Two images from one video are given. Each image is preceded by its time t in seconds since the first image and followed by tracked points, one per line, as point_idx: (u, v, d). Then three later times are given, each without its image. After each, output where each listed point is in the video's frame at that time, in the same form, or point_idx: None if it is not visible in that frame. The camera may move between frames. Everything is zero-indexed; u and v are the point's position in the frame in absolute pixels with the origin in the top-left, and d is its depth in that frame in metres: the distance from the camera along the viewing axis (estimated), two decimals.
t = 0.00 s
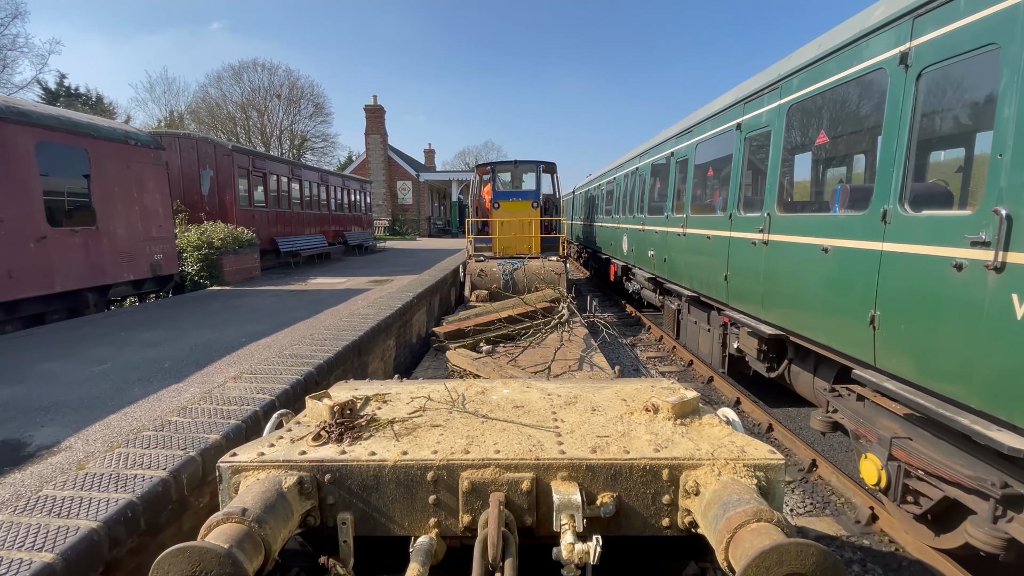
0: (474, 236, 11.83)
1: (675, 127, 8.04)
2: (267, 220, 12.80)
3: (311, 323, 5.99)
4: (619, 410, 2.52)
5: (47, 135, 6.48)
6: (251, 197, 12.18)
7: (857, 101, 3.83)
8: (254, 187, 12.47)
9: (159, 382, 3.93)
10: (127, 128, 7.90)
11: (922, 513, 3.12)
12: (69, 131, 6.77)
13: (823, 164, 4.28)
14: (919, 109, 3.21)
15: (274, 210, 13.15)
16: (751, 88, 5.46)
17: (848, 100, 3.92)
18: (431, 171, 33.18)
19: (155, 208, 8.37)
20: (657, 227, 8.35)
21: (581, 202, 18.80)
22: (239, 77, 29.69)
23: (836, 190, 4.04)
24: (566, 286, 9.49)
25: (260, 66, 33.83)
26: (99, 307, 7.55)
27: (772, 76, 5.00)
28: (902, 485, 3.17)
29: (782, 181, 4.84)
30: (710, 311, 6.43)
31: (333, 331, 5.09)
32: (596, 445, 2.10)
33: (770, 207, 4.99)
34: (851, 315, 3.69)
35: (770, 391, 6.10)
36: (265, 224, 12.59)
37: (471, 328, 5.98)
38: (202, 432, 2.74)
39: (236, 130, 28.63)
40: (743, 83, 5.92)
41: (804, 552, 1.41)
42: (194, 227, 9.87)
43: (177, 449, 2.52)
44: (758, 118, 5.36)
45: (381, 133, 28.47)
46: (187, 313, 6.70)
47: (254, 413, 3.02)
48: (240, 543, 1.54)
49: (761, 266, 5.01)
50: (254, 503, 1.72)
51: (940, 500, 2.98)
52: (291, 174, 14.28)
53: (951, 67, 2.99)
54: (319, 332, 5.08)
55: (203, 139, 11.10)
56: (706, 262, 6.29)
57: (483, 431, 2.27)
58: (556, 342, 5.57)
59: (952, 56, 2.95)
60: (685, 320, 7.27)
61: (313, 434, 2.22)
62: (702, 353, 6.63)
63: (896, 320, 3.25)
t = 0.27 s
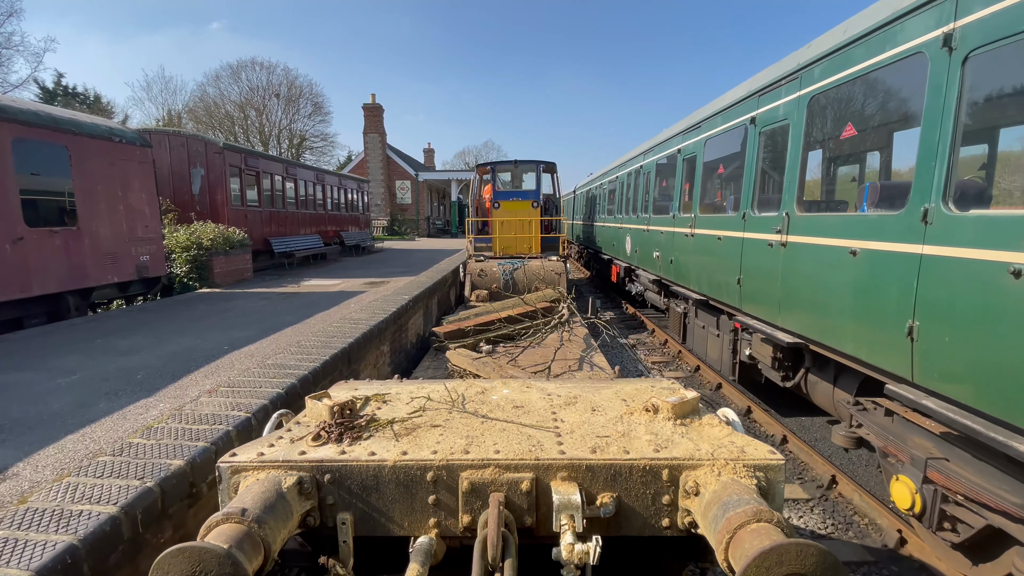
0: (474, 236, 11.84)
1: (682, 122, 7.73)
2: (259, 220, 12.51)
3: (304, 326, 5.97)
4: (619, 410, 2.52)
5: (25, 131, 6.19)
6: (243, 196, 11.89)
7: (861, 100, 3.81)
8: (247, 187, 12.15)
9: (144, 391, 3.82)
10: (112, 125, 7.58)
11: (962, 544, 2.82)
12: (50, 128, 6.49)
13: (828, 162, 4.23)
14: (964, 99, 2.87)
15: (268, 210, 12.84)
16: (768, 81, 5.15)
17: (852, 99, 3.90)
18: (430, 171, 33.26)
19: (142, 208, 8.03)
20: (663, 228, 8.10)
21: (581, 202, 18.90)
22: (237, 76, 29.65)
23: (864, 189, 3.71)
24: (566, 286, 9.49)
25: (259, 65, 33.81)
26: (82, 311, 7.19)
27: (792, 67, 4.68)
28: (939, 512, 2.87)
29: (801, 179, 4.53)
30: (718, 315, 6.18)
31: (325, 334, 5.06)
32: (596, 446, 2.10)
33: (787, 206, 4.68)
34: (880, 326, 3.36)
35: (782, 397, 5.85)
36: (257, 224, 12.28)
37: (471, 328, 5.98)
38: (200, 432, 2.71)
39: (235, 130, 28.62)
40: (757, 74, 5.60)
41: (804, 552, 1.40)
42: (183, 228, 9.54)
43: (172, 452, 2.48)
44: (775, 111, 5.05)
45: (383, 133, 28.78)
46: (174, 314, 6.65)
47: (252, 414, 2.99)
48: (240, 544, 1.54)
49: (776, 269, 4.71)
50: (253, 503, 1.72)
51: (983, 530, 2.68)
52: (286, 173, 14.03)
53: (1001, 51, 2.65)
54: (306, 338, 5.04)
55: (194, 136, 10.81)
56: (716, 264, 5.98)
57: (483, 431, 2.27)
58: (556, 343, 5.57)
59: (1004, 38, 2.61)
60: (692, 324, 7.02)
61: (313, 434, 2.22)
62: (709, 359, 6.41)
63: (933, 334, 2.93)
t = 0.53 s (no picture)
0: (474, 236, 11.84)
1: (690, 118, 7.46)
2: (253, 220, 12.09)
3: (303, 326, 5.75)
4: (618, 410, 2.52)
5: None
6: (236, 196, 11.45)
7: (865, 100, 3.80)
8: (240, 186, 11.68)
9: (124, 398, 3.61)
10: (97, 121, 7.16)
11: None
12: (27, 123, 6.10)
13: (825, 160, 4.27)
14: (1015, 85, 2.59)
15: (262, 210, 12.41)
16: (784, 72, 4.86)
17: (857, 98, 3.87)
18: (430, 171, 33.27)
19: (128, 207, 7.59)
20: (670, 228, 7.85)
21: (580, 202, 18.92)
22: (236, 76, 29.57)
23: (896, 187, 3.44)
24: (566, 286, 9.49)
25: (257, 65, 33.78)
26: (63, 315, 6.85)
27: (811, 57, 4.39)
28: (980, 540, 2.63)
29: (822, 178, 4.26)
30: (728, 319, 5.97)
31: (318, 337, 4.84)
32: (596, 445, 2.10)
33: (807, 205, 4.42)
34: (917, 335, 3.09)
35: (793, 406, 5.65)
36: (249, 224, 11.80)
37: (471, 328, 5.97)
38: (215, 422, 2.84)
39: (233, 129, 28.59)
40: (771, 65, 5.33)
41: (804, 552, 1.40)
42: (173, 227, 9.11)
43: (191, 440, 2.61)
44: (791, 104, 4.76)
45: (382, 132, 28.93)
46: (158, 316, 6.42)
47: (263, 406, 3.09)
48: (240, 543, 1.54)
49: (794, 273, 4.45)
50: (253, 503, 1.72)
51: None
52: (281, 172, 13.66)
53: None
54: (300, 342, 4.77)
55: (185, 133, 10.39)
56: (729, 267, 5.71)
57: (483, 431, 2.27)
58: (555, 342, 5.56)
59: None
60: (699, 329, 6.81)
61: (313, 434, 2.21)
62: (718, 365, 6.19)
63: (982, 346, 2.66)
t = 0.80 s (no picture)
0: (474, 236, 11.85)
1: (697, 113, 7.12)
2: (246, 220, 11.81)
3: (299, 328, 5.50)
4: (618, 410, 2.51)
5: None
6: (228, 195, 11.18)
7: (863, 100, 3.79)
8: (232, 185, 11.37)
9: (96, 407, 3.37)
10: (80, 118, 6.99)
11: None
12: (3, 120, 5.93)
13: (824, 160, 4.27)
14: None
15: (255, 210, 12.17)
16: (801, 62, 4.54)
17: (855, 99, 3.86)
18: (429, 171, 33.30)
19: (113, 206, 7.40)
20: (674, 228, 7.56)
21: (580, 202, 18.94)
22: (234, 75, 29.48)
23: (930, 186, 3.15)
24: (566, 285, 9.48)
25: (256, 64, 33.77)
26: (44, 318, 6.63)
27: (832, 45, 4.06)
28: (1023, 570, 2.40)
29: (843, 175, 3.94)
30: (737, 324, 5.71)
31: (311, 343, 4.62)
32: (596, 446, 2.10)
33: (825, 204, 4.13)
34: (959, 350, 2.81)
35: (805, 414, 5.41)
36: (241, 224, 11.48)
37: (471, 328, 5.97)
38: (229, 414, 2.99)
39: (232, 128, 28.59)
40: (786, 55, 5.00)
41: (804, 551, 1.41)
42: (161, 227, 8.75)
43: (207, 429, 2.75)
44: (809, 96, 4.42)
45: (381, 132, 28.99)
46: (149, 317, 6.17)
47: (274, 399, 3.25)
48: (239, 543, 1.54)
49: (812, 277, 4.15)
50: (253, 503, 1.72)
51: None
52: (276, 171, 13.39)
53: None
54: (290, 350, 4.47)
55: (175, 130, 10.18)
56: (740, 270, 5.40)
57: (483, 431, 2.27)
58: (555, 342, 5.55)
59: None
60: (706, 333, 6.56)
61: (313, 434, 2.21)
62: (727, 371, 5.93)
63: None
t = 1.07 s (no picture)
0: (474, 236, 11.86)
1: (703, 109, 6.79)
2: (239, 220, 11.60)
3: (289, 333, 5.29)
4: (619, 410, 2.51)
5: None
6: (221, 195, 10.97)
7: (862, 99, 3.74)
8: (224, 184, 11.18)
9: (76, 420, 3.15)
10: (65, 114, 6.76)
11: None
12: None
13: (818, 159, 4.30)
14: None
15: (249, 210, 11.97)
16: (820, 50, 4.21)
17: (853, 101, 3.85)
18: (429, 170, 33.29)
19: (99, 206, 7.16)
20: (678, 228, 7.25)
21: (580, 202, 18.94)
22: (232, 74, 29.36)
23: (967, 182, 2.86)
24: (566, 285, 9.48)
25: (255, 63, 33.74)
26: (28, 322, 6.40)
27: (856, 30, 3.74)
28: None
29: (869, 172, 3.64)
30: (747, 328, 5.43)
31: (300, 348, 4.43)
32: (596, 445, 2.10)
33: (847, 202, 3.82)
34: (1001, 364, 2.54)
35: (817, 421, 5.17)
36: (234, 224, 11.29)
37: (471, 328, 5.96)
38: (246, 402, 3.16)
39: (230, 127, 28.57)
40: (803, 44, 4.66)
41: (804, 552, 1.40)
42: (151, 228, 8.55)
43: (225, 417, 2.92)
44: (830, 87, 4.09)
45: (379, 131, 28.95)
46: (135, 321, 5.98)
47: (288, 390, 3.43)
48: (239, 543, 1.54)
49: (833, 281, 3.85)
50: (254, 503, 1.72)
51: None
52: (271, 170, 13.19)
53: None
54: (274, 359, 4.16)
55: (166, 128, 9.97)
56: (753, 272, 5.10)
57: (483, 431, 2.27)
58: (555, 342, 5.55)
59: None
60: (712, 336, 6.29)
61: (313, 434, 2.21)
62: (736, 376, 5.65)
63: None
